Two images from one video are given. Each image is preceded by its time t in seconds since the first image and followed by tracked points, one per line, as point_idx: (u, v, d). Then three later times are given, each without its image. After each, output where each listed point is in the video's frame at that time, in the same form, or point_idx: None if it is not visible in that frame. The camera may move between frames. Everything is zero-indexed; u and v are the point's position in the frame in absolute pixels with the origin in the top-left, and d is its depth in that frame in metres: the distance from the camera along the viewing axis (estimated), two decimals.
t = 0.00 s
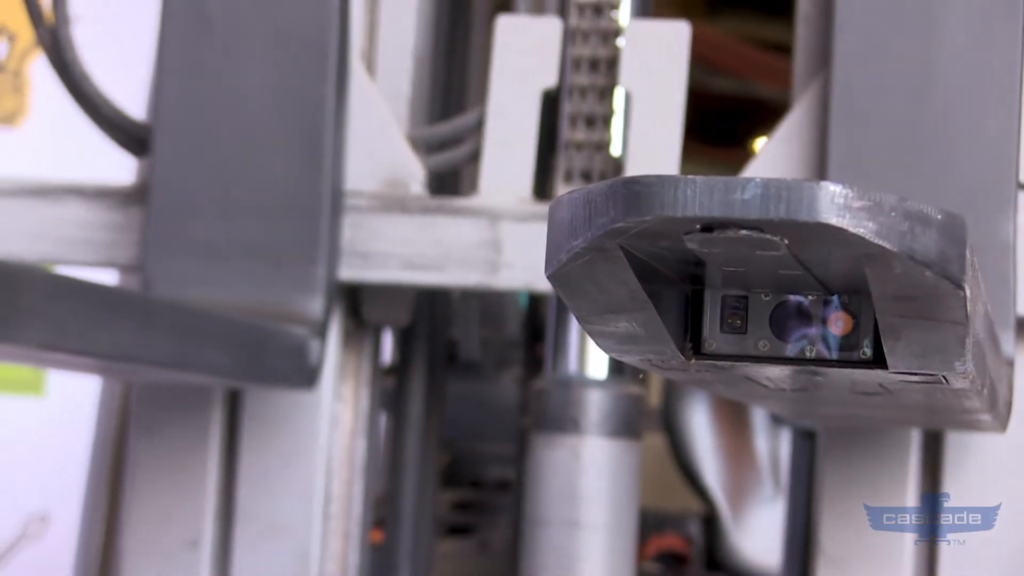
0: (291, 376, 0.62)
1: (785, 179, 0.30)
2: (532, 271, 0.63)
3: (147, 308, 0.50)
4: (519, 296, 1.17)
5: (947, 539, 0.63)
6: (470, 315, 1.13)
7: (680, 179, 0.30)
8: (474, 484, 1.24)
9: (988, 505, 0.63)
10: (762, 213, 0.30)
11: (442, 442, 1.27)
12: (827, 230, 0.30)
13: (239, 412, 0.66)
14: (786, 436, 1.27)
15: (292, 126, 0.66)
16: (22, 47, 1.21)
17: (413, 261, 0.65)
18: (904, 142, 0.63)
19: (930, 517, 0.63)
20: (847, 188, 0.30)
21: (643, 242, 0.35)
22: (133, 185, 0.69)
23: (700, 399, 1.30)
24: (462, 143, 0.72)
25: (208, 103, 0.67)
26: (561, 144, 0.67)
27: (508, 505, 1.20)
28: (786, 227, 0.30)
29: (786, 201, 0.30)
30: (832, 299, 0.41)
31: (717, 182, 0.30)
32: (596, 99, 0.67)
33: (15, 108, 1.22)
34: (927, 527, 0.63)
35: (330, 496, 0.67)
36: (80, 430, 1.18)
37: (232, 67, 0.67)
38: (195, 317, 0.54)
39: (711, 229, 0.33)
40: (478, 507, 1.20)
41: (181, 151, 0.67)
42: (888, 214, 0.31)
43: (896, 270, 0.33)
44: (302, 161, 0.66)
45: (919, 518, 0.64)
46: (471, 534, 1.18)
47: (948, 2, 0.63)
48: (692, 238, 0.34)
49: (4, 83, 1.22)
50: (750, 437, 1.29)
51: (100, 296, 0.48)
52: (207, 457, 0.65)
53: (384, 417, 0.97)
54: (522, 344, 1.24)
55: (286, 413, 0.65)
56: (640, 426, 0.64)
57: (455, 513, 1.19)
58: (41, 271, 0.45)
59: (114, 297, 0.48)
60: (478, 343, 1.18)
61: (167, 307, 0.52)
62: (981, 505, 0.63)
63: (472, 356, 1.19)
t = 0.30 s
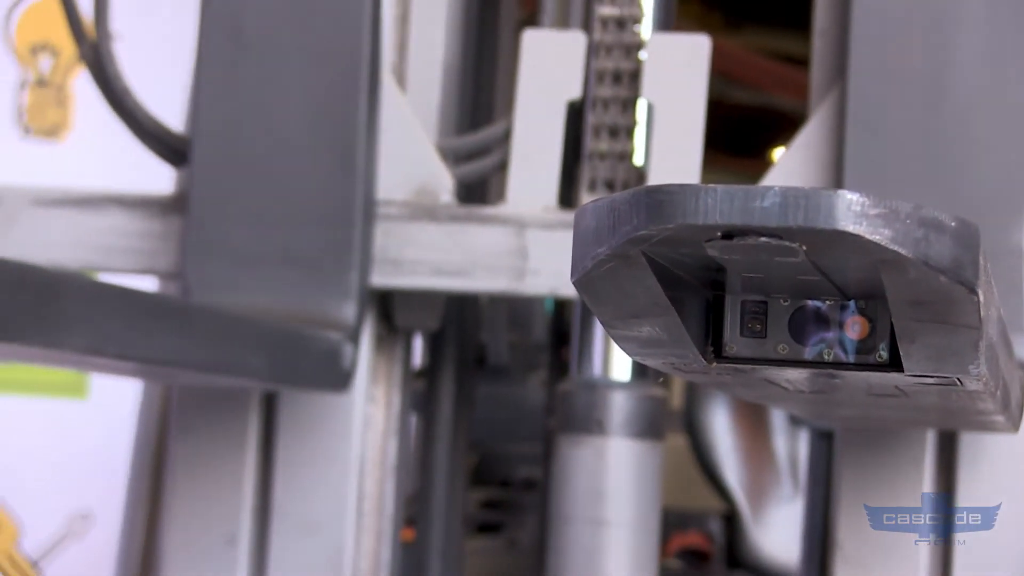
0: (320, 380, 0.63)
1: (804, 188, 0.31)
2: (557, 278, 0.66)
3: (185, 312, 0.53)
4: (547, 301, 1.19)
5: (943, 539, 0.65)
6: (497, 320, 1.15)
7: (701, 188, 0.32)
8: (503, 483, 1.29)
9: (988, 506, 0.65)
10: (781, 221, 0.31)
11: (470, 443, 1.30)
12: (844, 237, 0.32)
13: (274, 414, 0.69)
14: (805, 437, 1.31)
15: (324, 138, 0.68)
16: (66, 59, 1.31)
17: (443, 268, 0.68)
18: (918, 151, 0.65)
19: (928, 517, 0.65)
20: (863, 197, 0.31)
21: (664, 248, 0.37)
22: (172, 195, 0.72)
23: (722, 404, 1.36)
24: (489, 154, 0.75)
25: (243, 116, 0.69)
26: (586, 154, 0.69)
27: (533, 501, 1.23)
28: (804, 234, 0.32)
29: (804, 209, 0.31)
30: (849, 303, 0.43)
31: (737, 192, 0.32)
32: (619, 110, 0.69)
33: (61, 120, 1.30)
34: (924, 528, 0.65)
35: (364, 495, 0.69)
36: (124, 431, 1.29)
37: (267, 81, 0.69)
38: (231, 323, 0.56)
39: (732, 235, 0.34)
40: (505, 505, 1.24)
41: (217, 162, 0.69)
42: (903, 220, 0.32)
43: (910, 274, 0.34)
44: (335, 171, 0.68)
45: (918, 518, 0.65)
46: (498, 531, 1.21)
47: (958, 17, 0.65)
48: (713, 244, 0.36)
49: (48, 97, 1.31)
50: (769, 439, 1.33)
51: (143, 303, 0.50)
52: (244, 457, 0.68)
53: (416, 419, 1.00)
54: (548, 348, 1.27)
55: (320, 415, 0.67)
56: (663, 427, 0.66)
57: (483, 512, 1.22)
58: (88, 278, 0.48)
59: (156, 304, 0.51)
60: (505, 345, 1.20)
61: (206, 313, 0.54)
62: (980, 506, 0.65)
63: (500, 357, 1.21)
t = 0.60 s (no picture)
0: (360, 382, 0.66)
1: (828, 196, 0.32)
2: (588, 284, 0.68)
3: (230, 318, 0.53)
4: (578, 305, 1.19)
5: (943, 538, 0.67)
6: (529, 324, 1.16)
7: (728, 196, 0.33)
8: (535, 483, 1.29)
9: (987, 506, 0.67)
10: (806, 228, 0.33)
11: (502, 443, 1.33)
12: (867, 243, 0.33)
13: (314, 416, 0.71)
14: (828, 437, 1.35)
15: (362, 149, 0.71)
16: (113, 74, 1.46)
17: (477, 275, 0.70)
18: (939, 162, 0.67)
19: (928, 516, 0.67)
20: (886, 205, 0.32)
21: (692, 255, 0.39)
22: (215, 205, 0.75)
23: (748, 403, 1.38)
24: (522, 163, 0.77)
25: (283, 128, 0.72)
26: (616, 164, 0.71)
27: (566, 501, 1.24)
28: (828, 240, 0.33)
29: (829, 217, 0.32)
30: (872, 308, 0.45)
31: (763, 200, 0.33)
32: (648, 121, 0.71)
33: (108, 133, 1.45)
34: (925, 529, 0.67)
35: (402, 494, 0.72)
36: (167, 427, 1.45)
37: (306, 94, 0.72)
38: (269, 329, 0.57)
39: (759, 242, 0.36)
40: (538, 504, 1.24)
41: (258, 172, 0.71)
42: (925, 228, 0.33)
43: (932, 280, 0.36)
44: (372, 182, 0.70)
45: (918, 518, 0.67)
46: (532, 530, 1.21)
47: (975, 34, 0.68)
48: (740, 251, 0.37)
49: (96, 109, 1.45)
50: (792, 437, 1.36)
51: (187, 307, 0.49)
52: (286, 458, 0.70)
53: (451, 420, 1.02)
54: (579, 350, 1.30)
55: (360, 417, 0.70)
56: (690, 429, 0.68)
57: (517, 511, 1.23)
58: (131, 285, 0.46)
59: (201, 309, 0.51)
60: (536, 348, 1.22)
61: (248, 319, 0.55)
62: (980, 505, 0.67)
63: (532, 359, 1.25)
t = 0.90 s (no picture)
0: (392, 387, 0.68)
1: (845, 207, 0.34)
2: (611, 292, 0.70)
3: (261, 325, 0.55)
4: (603, 315, 1.25)
5: (943, 539, 0.69)
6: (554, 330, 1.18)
7: (747, 207, 0.35)
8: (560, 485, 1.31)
9: (990, 505, 0.69)
10: (824, 237, 0.34)
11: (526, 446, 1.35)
12: (884, 252, 0.34)
13: (346, 420, 0.73)
14: (845, 439, 1.33)
15: (391, 160, 0.73)
16: (150, 89, 1.46)
17: (504, 283, 0.72)
18: (950, 173, 0.69)
19: (929, 517, 0.70)
20: (901, 215, 0.34)
21: (713, 264, 0.40)
22: (250, 215, 0.78)
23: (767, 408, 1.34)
24: (547, 175, 0.80)
25: (314, 140, 0.74)
26: (638, 175, 0.74)
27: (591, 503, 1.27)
28: (845, 249, 0.35)
29: (846, 227, 0.34)
30: (886, 315, 0.47)
31: (781, 210, 0.34)
32: (670, 134, 0.74)
33: (146, 146, 1.46)
34: (926, 530, 0.70)
35: (430, 496, 0.74)
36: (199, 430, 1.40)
37: (337, 108, 0.74)
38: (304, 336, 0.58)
39: (777, 251, 0.38)
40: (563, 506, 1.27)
41: (291, 183, 0.74)
42: (939, 237, 0.35)
43: (946, 288, 0.37)
44: (400, 193, 0.73)
45: (920, 518, 0.70)
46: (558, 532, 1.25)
47: (986, 48, 0.70)
48: (759, 259, 0.39)
49: (134, 123, 1.46)
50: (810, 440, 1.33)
51: (218, 315, 0.51)
52: (318, 460, 0.72)
53: (478, 424, 1.05)
54: (602, 355, 1.32)
55: (389, 420, 0.72)
56: (710, 432, 0.70)
57: (543, 511, 1.26)
58: (167, 293, 0.49)
59: (233, 317, 0.52)
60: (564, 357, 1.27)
61: (281, 325, 0.56)
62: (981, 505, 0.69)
63: (558, 368, 1.27)
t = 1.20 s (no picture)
0: (410, 398, 0.70)
1: (849, 222, 0.36)
2: (621, 304, 0.72)
3: (279, 336, 0.56)
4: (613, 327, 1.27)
5: (943, 539, 0.71)
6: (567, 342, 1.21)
7: (754, 221, 0.37)
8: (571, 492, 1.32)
9: (990, 505, 0.70)
10: (828, 251, 0.36)
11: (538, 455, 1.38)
12: (887, 266, 0.36)
13: (365, 428, 0.75)
14: (849, 448, 1.29)
15: (408, 176, 0.75)
16: (174, 108, 1.53)
17: (518, 296, 0.75)
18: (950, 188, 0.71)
19: (928, 517, 0.72)
20: (903, 229, 0.36)
21: (721, 278, 0.42)
22: (270, 230, 0.80)
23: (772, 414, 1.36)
24: (559, 191, 0.82)
25: (333, 157, 0.76)
26: (648, 191, 0.76)
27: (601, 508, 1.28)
28: (849, 262, 0.36)
29: (850, 241, 0.36)
30: (889, 327, 0.49)
31: (788, 225, 0.36)
32: (678, 151, 0.76)
33: (172, 163, 1.53)
34: (926, 529, 0.72)
35: (446, 501, 0.76)
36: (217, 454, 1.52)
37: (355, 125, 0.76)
38: (324, 348, 0.60)
39: (783, 266, 0.40)
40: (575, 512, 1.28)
41: (310, 198, 0.76)
42: (941, 252, 0.37)
43: (948, 300, 0.39)
44: (417, 208, 0.75)
45: (919, 518, 0.73)
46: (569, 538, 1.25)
47: (986, 65, 0.71)
48: (765, 274, 0.41)
49: (160, 141, 1.53)
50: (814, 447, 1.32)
51: (240, 329, 0.53)
52: (337, 468, 0.75)
53: (493, 433, 1.07)
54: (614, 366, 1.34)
55: (405, 428, 0.75)
56: (718, 441, 0.72)
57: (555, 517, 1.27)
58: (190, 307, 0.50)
59: (255, 330, 0.54)
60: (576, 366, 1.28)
61: (302, 337, 0.58)
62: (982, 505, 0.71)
63: (571, 378, 1.29)
